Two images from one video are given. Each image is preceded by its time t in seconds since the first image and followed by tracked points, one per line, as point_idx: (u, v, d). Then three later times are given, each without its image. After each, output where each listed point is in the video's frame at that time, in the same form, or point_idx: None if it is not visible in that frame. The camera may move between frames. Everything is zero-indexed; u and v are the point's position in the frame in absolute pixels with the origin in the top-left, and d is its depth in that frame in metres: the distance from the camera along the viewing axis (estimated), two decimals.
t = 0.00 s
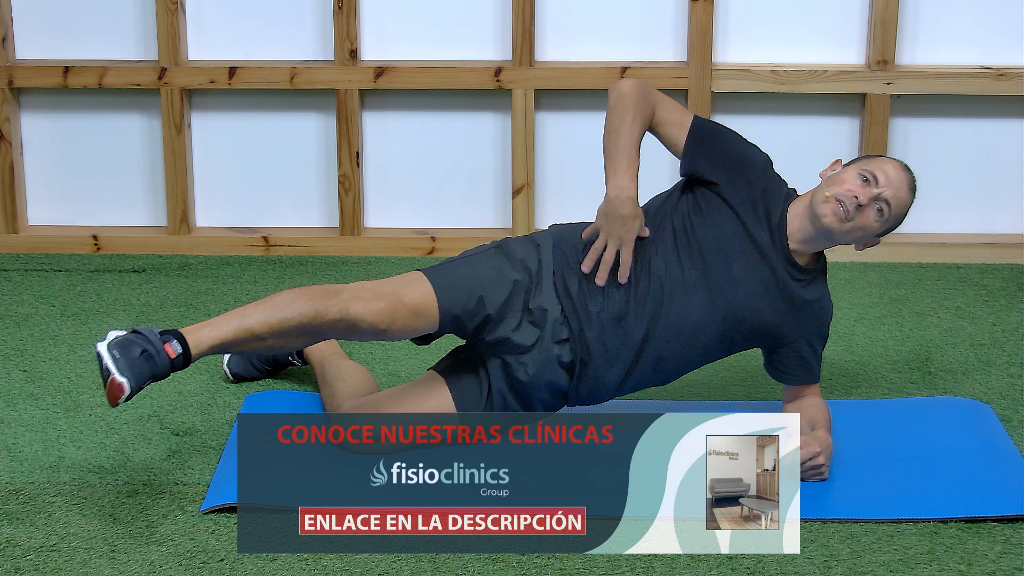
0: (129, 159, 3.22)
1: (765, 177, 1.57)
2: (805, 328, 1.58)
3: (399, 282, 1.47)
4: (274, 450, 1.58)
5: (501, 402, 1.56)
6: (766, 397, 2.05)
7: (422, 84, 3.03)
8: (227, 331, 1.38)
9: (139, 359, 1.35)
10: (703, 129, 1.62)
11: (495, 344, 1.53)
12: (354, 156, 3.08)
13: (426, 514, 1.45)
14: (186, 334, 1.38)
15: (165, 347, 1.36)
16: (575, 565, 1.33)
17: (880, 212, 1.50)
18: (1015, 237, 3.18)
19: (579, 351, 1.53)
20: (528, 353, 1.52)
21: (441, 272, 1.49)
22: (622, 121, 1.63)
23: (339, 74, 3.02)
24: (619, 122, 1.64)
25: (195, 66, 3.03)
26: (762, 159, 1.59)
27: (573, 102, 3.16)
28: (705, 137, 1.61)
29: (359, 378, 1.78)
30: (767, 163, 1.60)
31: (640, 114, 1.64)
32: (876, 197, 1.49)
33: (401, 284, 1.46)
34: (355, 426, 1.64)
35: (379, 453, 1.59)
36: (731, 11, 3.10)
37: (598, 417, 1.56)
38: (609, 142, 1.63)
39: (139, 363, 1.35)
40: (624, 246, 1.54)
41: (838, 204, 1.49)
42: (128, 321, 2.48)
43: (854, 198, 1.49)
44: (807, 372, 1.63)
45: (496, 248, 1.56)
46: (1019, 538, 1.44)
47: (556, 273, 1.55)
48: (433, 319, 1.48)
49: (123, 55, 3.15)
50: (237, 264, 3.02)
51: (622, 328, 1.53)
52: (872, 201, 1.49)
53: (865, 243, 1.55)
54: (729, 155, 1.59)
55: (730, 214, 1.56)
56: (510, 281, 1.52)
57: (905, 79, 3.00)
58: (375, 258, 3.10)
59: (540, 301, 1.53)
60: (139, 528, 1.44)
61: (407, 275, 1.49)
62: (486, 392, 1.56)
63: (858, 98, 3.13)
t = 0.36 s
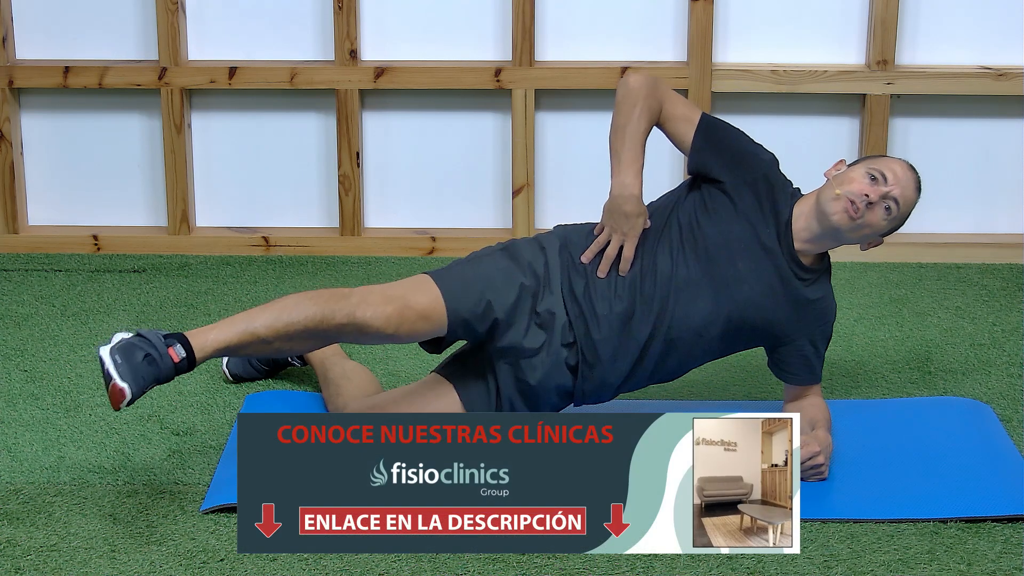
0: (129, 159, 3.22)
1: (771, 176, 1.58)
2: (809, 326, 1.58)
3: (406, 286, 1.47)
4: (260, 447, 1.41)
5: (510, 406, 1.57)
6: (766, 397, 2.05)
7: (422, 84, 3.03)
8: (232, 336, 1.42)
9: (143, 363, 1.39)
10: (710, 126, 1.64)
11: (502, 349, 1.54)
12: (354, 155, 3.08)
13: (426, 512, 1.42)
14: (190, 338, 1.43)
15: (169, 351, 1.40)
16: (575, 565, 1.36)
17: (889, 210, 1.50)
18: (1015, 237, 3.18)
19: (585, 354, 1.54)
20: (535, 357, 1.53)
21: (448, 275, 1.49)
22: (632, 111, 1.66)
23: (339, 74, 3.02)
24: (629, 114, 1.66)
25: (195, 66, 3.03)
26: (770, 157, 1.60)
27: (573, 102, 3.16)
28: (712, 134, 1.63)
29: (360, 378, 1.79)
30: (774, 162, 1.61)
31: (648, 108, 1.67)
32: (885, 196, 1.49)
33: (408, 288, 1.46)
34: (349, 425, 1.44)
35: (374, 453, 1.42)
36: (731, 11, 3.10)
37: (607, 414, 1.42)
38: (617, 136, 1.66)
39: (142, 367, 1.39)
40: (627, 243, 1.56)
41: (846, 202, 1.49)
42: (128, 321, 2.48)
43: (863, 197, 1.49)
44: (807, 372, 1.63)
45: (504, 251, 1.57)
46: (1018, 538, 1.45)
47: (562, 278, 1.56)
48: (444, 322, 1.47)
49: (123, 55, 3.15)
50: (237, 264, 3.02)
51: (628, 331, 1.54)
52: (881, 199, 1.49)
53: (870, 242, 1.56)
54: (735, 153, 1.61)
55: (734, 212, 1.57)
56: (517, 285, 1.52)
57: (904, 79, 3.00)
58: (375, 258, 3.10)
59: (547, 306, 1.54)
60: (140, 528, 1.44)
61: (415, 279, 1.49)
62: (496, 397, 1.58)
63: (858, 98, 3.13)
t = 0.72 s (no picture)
0: (129, 159, 3.22)
1: (762, 189, 1.52)
2: (805, 326, 1.58)
3: (376, 289, 1.55)
4: (260, 445, 1.40)
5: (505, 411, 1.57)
6: (766, 398, 2.05)
7: (422, 84, 3.03)
8: (195, 327, 1.58)
9: (97, 348, 1.63)
10: (693, 173, 1.50)
11: (492, 352, 1.54)
12: (355, 156, 3.08)
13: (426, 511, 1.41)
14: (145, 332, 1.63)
15: (122, 340, 1.63)
16: (575, 565, 1.37)
17: (884, 212, 1.48)
18: (1015, 237, 3.18)
19: (576, 354, 1.55)
20: (524, 358, 1.54)
21: (427, 282, 1.54)
22: (624, 232, 1.46)
23: (340, 74, 3.02)
24: (621, 224, 1.46)
25: (195, 66, 3.03)
26: (758, 168, 1.53)
27: (572, 102, 3.16)
28: (699, 180, 1.49)
29: (359, 377, 1.79)
30: (763, 170, 1.54)
31: (629, 205, 1.47)
32: (880, 197, 1.48)
33: (378, 292, 1.55)
34: (349, 425, 1.42)
35: (374, 453, 1.42)
36: (731, 11, 3.10)
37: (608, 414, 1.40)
38: (620, 259, 1.47)
39: (94, 352, 1.64)
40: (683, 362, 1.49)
41: (841, 203, 1.47)
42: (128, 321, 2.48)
43: (859, 196, 1.47)
44: (807, 372, 1.64)
45: (489, 253, 1.59)
46: (1018, 538, 1.45)
47: (550, 278, 1.57)
48: (416, 323, 1.53)
49: (123, 55, 3.15)
50: (237, 264, 3.02)
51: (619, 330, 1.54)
52: (876, 200, 1.48)
53: (866, 244, 1.54)
54: (724, 181, 1.51)
55: (733, 241, 1.50)
56: (501, 288, 1.55)
57: (904, 79, 3.00)
58: (375, 258, 3.10)
59: (534, 306, 1.55)
60: (140, 528, 1.44)
61: (388, 283, 1.57)
62: (490, 400, 1.57)
63: (858, 98, 3.13)
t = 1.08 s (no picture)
0: (129, 159, 3.22)
1: (763, 193, 1.50)
2: (808, 329, 1.57)
3: (371, 293, 1.59)
4: (260, 445, 1.39)
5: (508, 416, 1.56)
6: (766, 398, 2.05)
7: (422, 85, 3.03)
8: (196, 332, 1.67)
9: (101, 349, 1.74)
10: (700, 193, 1.47)
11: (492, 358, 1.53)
12: (354, 156, 3.08)
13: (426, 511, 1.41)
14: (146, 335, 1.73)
15: (124, 342, 1.74)
16: (575, 565, 1.38)
17: (880, 214, 1.46)
18: (1015, 237, 3.18)
19: (576, 357, 1.55)
20: (524, 363, 1.53)
21: (423, 288, 1.56)
22: (651, 265, 1.43)
23: (340, 74, 3.02)
24: (649, 267, 1.43)
25: (195, 66, 3.03)
26: (759, 172, 1.51)
27: (572, 102, 3.16)
28: (706, 199, 1.47)
29: (359, 377, 1.79)
30: (764, 173, 1.52)
31: (652, 247, 1.44)
32: (875, 199, 1.45)
33: (372, 296, 1.58)
34: (349, 425, 1.41)
35: (374, 453, 1.41)
36: (731, 11, 3.10)
37: (608, 416, 1.39)
38: (652, 292, 1.44)
39: (97, 353, 1.74)
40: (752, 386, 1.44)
41: (835, 207, 1.45)
42: (128, 321, 2.48)
43: (852, 201, 1.45)
44: (808, 373, 1.64)
45: (487, 259, 1.61)
46: (1018, 538, 1.44)
47: (550, 282, 1.58)
48: (412, 329, 1.55)
49: (123, 55, 3.15)
50: (237, 264, 3.02)
51: (619, 333, 1.54)
52: (871, 203, 1.45)
53: (867, 245, 1.51)
54: (729, 192, 1.48)
55: (737, 250, 1.49)
56: (498, 293, 1.56)
57: (904, 79, 3.00)
58: (375, 258, 3.10)
59: (532, 311, 1.55)
60: (140, 528, 1.44)
61: (384, 288, 1.59)
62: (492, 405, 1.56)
63: (858, 98, 3.13)
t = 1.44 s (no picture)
0: (129, 158, 3.22)
1: (734, 199, 1.51)
2: (816, 333, 1.55)
3: (381, 328, 1.58)
4: (259, 446, 1.40)
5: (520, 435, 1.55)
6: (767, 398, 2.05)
7: (422, 85, 3.03)
8: (212, 379, 1.68)
9: (118, 400, 1.71)
10: (668, 210, 1.49)
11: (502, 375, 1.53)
12: (354, 156, 3.08)
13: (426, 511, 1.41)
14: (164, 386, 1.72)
15: (142, 393, 1.72)
16: (575, 565, 1.38)
17: (856, 197, 1.45)
18: (1015, 238, 3.18)
19: (585, 374, 1.55)
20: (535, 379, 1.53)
21: (430, 314, 1.56)
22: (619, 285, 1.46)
23: (339, 74, 3.02)
24: (618, 287, 1.47)
25: (195, 66, 3.03)
26: (725, 180, 1.52)
27: (572, 102, 3.16)
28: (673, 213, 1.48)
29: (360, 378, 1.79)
30: (732, 180, 1.53)
31: (620, 265, 1.48)
32: (846, 184, 1.44)
33: (382, 331, 1.57)
34: (349, 425, 1.41)
35: (374, 453, 1.40)
36: (731, 11, 3.10)
37: (608, 415, 1.39)
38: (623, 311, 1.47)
39: (115, 404, 1.71)
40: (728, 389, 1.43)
41: (811, 202, 1.45)
42: (128, 321, 2.48)
43: (823, 192, 1.45)
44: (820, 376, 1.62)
45: (493, 282, 1.62)
46: (1018, 538, 1.44)
47: (557, 302, 1.59)
48: (427, 357, 1.54)
49: (123, 55, 3.15)
50: (237, 264, 3.02)
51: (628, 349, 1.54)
52: (844, 189, 1.44)
53: (856, 229, 1.50)
54: (697, 204, 1.50)
55: (720, 259, 1.49)
56: (506, 313, 1.57)
57: (904, 79, 3.00)
58: (375, 258, 3.10)
59: (540, 330, 1.56)
60: (140, 528, 1.44)
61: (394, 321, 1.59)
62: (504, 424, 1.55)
63: (858, 98, 3.13)
